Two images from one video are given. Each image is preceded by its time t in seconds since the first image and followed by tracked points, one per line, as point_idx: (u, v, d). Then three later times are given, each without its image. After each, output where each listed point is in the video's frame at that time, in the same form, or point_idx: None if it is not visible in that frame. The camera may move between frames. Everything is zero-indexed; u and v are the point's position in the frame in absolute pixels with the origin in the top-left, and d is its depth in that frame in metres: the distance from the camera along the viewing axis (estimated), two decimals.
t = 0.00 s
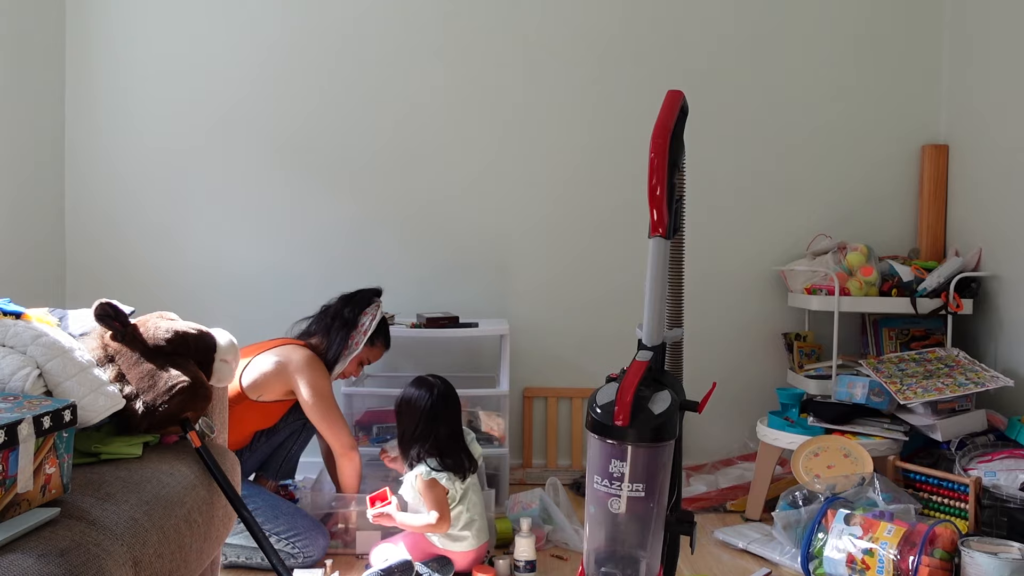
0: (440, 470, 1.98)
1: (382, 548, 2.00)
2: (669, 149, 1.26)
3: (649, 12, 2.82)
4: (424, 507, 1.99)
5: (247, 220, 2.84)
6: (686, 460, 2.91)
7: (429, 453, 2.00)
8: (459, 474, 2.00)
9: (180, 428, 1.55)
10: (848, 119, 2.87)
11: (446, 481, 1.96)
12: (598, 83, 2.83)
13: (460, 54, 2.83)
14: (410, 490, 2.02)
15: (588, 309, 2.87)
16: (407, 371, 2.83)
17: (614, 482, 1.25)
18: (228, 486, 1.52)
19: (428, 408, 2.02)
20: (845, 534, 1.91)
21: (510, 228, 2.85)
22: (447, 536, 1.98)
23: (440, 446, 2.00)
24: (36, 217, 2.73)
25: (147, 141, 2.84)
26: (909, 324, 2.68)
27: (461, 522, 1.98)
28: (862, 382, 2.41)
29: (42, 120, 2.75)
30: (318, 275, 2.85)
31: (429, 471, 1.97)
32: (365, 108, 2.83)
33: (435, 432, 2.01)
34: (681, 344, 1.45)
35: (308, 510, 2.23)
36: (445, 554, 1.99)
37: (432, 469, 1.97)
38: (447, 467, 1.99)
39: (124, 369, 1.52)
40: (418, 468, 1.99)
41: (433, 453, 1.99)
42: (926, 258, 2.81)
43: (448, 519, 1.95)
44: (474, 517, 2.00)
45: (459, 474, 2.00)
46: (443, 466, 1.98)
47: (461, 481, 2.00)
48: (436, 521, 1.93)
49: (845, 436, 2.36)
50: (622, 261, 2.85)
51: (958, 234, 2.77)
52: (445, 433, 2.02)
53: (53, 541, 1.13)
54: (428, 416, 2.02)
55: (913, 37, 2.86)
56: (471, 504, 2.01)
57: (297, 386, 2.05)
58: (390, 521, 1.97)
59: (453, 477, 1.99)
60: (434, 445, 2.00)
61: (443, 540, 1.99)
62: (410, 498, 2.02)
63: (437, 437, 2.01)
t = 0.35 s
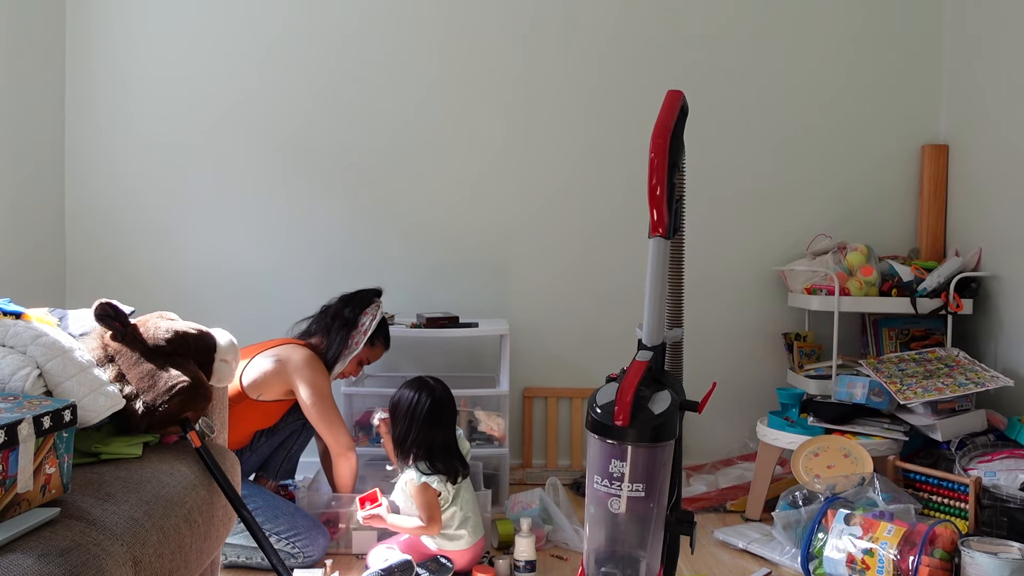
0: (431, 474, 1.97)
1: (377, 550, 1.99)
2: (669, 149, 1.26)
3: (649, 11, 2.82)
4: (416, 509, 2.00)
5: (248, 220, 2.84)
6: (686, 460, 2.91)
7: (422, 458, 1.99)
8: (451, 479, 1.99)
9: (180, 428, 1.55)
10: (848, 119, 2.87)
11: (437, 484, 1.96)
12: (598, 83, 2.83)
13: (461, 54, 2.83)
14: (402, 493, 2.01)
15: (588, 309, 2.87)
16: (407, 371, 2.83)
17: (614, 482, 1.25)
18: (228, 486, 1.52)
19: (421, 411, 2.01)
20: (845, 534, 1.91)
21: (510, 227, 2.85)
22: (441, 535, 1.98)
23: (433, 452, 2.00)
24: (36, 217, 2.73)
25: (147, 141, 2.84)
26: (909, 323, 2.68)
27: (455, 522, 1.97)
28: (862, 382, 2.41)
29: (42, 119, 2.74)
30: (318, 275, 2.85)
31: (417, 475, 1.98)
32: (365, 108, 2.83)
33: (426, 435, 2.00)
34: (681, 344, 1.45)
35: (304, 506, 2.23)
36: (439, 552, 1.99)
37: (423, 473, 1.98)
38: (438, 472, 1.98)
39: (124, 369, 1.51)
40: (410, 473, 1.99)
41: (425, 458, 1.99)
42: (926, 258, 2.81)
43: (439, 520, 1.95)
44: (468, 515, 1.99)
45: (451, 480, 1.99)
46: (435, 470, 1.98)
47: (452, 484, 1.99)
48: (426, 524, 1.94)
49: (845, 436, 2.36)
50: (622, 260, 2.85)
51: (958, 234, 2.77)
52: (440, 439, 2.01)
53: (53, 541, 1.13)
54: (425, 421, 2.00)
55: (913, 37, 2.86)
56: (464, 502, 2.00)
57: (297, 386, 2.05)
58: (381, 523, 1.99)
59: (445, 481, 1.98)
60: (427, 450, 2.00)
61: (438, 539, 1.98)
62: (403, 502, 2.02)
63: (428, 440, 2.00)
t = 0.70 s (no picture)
0: (431, 479, 1.96)
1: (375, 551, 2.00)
2: (669, 149, 1.26)
3: (649, 12, 2.82)
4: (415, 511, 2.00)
5: (248, 220, 2.84)
6: (686, 460, 2.91)
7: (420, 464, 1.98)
8: (451, 483, 1.99)
9: (180, 428, 1.55)
10: (848, 118, 2.87)
11: (438, 489, 1.96)
12: (598, 83, 2.83)
13: (460, 54, 2.82)
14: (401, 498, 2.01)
15: (588, 309, 2.87)
16: (407, 371, 2.83)
17: (614, 481, 1.25)
18: (228, 486, 1.52)
19: (415, 415, 1.99)
20: (845, 534, 1.91)
21: (510, 227, 2.85)
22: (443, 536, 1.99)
23: (431, 457, 1.98)
24: (36, 217, 2.73)
25: (147, 141, 2.84)
26: (909, 323, 2.68)
27: (457, 523, 1.98)
28: (862, 382, 2.41)
29: (42, 119, 2.74)
30: (318, 275, 2.85)
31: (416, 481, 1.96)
32: (365, 108, 2.83)
33: (423, 441, 1.98)
34: (681, 344, 1.45)
35: (304, 506, 2.23)
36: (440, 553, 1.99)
37: (423, 479, 1.96)
38: (438, 476, 1.97)
39: (124, 369, 1.51)
40: (409, 479, 1.98)
41: (424, 464, 1.98)
42: (926, 258, 2.81)
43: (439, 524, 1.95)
44: (470, 516, 2.00)
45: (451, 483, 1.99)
46: (434, 475, 1.97)
47: (452, 487, 1.99)
48: (425, 528, 1.94)
49: (845, 436, 2.36)
50: (622, 260, 2.85)
51: (958, 234, 2.77)
52: (437, 443, 2.00)
53: (53, 541, 1.13)
54: (421, 426, 1.99)
55: (913, 36, 2.86)
56: (465, 504, 2.01)
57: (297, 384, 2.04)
58: (383, 529, 1.99)
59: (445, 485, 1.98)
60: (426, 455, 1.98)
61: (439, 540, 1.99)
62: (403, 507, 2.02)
63: (426, 447, 1.99)
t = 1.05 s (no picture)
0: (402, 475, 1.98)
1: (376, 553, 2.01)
2: (669, 148, 1.26)
3: (649, 12, 2.82)
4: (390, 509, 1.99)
5: (248, 219, 2.84)
6: (686, 460, 2.91)
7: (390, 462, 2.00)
8: (425, 475, 1.98)
9: (180, 428, 1.55)
10: (848, 118, 2.87)
11: (411, 484, 1.96)
12: (598, 83, 2.83)
13: (460, 54, 2.82)
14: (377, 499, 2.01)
15: (588, 309, 2.87)
16: (407, 371, 2.83)
17: (614, 481, 1.25)
18: (228, 486, 1.52)
19: (376, 412, 2.01)
20: (845, 534, 1.91)
21: (510, 227, 2.85)
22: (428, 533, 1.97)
23: (399, 453, 2.00)
24: (36, 217, 2.73)
25: (147, 141, 2.84)
26: (909, 323, 2.68)
27: (441, 520, 1.96)
28: (862, 382, 2.41)
29: (42, 120, 2.75)
30: (318, 275, 2.85)
31: (390, 476, 1.97)
32: (365, 108, 2.83)
33: (388, 438, 2.00)
34: (681, 344, 1.45)
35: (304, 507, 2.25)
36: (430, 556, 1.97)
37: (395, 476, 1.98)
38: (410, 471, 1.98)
39: (124, 369, 1.51)
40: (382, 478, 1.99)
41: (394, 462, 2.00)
42: (926, 258, 2.81)
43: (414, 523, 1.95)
44: (453, 511, 1.98)
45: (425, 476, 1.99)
46: (406, 470, 1.98)
47: (428, 481, 1.98)
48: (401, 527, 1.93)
49: (845, 436, 2.36)
50: (622, 260, 2.85)
51: (958, 234, 2.77)
52: (404, 438, 2.01)
53: (53, 541, 1.13)
54: (383, 423, 2.00)
55: (913, 36, 2.85)
56: (445, 499, 1.99)
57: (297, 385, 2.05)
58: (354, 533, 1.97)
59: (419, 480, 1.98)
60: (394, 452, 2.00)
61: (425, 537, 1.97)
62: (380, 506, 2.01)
63: (393, 443, 2.00)
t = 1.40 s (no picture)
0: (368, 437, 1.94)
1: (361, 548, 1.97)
2: (670, 148, 1.26)
3: (649, 12, 2.82)
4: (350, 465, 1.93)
5: (247, 219, 2.84)
6: (686, 460, 2.91)
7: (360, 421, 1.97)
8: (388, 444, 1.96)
9: (180, 428, 1.55)
10: (848, 118, 2.87)
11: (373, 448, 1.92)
12: (598, 83, 2.83)
13: (460, 55, 2.82)
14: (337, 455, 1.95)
15: (588, 309, 2.87)
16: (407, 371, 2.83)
17: (614, 481, 1.25)
18: (227, 486, 1.52)
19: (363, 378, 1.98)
20: (845, 534, 1.91)
21: (510, 227, 2.85)
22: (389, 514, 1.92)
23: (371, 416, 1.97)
24: (36, 218, 2.73)
25: (147, 141, 2.84)
26: (909, 323, 2.68)
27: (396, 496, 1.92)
28: (862, 382, 2.41)
29: (42, 120, 2.74)
30: (318, 275, 2.85)
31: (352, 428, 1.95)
32: (365, 108, 2.83)
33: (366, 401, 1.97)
34: (681, 344, 1.45)
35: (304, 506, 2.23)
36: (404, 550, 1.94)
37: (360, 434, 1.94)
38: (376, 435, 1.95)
39: (124, 369, 1.51)
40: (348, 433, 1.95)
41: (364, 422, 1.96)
42: (926, 258, 2.81)
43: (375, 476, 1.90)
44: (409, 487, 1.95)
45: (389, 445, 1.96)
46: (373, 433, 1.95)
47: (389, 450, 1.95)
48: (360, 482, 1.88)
49: (845, 436, 2.36)
50: (622, 260, 2.85)
51: (958, 234, 2.77)
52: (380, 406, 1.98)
53: (53, 541, 1.13)
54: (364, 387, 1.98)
55: (913, 36, 2.85)
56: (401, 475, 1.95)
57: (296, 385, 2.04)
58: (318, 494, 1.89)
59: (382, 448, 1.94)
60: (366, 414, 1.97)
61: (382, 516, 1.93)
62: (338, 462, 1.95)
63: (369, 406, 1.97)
